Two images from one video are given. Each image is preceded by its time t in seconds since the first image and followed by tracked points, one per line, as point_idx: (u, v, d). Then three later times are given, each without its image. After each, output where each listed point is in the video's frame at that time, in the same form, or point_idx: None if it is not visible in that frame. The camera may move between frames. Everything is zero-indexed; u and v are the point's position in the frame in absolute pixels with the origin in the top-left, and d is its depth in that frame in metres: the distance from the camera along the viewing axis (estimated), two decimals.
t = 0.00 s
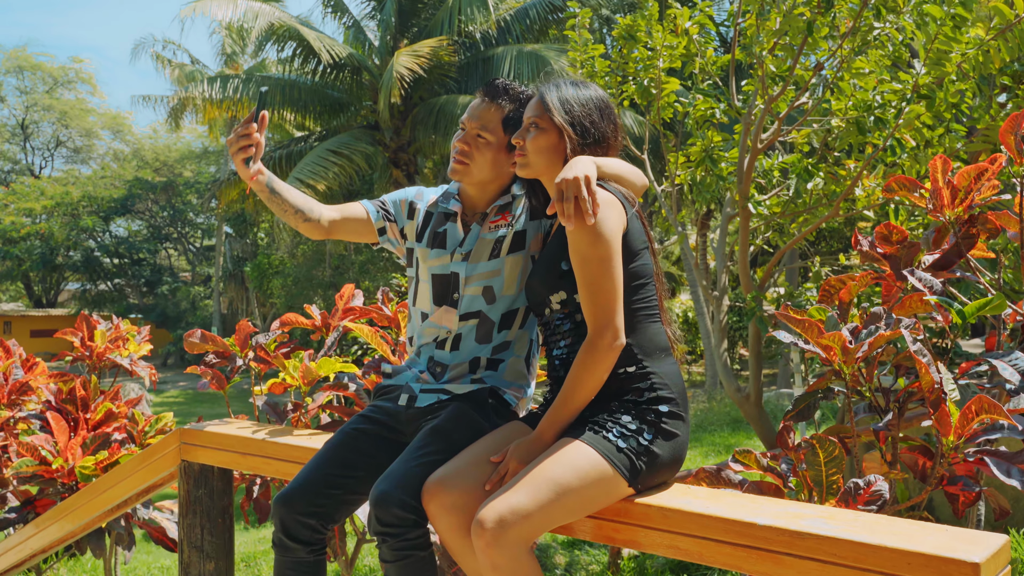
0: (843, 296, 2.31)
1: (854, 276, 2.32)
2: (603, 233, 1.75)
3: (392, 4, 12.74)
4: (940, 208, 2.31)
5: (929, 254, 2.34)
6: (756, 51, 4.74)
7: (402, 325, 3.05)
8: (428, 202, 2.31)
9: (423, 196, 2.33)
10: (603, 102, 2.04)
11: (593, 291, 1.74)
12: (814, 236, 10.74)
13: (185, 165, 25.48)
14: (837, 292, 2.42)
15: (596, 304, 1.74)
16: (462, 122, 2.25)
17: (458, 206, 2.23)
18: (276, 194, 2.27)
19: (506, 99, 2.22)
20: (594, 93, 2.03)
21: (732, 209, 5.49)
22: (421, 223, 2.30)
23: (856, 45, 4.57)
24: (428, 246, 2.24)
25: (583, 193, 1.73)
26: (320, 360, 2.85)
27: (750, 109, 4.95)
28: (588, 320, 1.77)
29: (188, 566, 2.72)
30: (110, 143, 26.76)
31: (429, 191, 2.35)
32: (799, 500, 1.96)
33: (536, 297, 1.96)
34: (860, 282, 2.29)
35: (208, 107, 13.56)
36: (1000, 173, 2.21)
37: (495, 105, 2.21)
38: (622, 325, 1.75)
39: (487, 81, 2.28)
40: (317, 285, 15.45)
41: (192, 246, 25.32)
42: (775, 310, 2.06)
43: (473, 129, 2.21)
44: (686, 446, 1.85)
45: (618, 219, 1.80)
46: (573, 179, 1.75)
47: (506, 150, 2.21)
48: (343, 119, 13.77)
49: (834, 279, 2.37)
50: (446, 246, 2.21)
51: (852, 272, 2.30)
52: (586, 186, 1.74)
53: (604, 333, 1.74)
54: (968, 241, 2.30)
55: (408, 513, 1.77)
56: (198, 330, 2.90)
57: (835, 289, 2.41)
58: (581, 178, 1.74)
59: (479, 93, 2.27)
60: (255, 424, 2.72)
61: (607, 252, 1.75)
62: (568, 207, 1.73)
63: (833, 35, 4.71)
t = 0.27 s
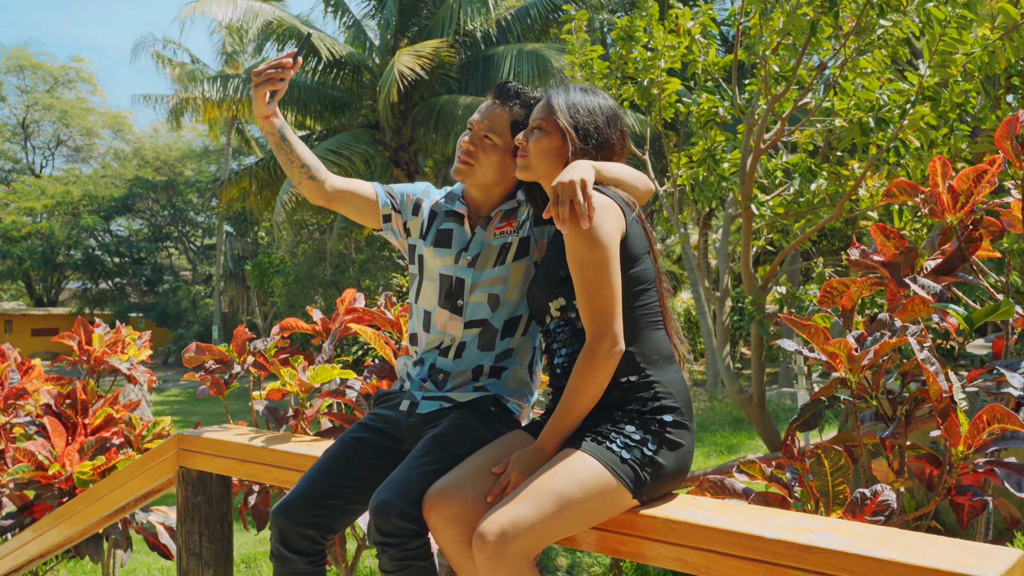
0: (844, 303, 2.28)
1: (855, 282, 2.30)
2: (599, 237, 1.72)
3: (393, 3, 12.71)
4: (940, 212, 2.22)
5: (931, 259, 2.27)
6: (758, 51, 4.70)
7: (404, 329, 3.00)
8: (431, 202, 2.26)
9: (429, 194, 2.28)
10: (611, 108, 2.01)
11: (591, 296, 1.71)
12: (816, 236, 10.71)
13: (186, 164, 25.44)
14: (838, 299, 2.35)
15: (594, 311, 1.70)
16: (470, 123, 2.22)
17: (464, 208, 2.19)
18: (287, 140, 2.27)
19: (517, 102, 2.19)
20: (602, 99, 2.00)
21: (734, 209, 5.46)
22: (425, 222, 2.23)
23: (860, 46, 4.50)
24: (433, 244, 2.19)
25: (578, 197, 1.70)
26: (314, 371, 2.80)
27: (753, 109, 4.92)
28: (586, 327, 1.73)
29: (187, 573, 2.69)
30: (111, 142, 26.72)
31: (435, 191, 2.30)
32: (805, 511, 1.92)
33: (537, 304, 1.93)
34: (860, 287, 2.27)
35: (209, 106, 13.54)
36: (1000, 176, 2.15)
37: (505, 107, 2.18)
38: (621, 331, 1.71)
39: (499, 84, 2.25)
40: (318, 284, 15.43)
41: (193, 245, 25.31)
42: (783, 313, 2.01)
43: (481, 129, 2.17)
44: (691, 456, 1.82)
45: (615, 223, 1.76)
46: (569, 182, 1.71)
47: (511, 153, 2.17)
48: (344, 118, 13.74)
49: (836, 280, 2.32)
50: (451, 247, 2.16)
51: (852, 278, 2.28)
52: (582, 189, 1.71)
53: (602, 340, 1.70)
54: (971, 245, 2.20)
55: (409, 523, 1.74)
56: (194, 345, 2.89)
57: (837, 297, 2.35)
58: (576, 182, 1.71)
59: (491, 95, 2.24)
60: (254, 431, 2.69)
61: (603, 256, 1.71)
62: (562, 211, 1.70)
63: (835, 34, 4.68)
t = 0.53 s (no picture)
0: (851, 308, 2.22)
1: (862, 283, 2.21)
2: (603, 242, 1.68)
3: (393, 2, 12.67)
4: (950, 216, 2.18)
5: (941, 263, 2.23)
6: (760, 51, 4.67)
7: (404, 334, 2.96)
8: (433, 202, 2.23)
9: (432, 193, 2.24)
10: (616, 114, 1.98)
11: (595, 303, 1.67)
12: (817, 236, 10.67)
13: (186, 164, 25.32)
14: (842, 298, 2.25)
15: (598, 318, 1.67)
16: (473, 124, 2.18)
17: (465, 210, 2.16)
18: (296, 115, 2.31)
19: (523, 104, 2.16)
20: (607, 105, 1.96)
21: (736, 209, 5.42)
22: (427, 223, 2.19)
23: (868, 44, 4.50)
24: (432, 245, 2.14)
25: (582, 201, 1.66)
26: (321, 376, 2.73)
27: (755, 109, 4.88)
28: (589, 334, 1.70)
29: None
30: (111, 141, 26.66)
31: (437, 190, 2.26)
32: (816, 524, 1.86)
33: (539, 311, 1.89)
34: (867, 290, 2.19)
35: (208, 106, 13.51)
36: (1009, 179, 2.09)
37: (511, 109, 2.15)
38: (625, 339, 1.67)
39: (505, 86, 2.22)
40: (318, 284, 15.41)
41: (193, 245, 25.26)
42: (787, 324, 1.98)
43: (485, 130, 2.14)
44: (697, 466, 1.78)
45: (619, 228, 1.72)
46: (572, 186, 1.68)
47: (513, 155, 2.13)
48: (344, 117, 13.70)
49: (845, 278, 2.22)
50: (450, 250, 2.12)
51: (860, 279, 2.20)
52: (585, 193, 1.67)
53: (606, 348, 1.66)
54: (980, 248, 2.15)
55: (408, 534, 1.69)
56: (197, 345, 2.83)
57: (842, 296, 2.25)
58: (580, 185, 1.67)
59: (497, 97, 2.20)
60: (254, 436, 2.65)
61: (607, 262, 1.67)
62: (565, 215, 1.66)
63: (839, 34, 4.64)
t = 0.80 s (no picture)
0: (864, 312, 2.21)
1: (877, 285, 2.20)
2: (608, 245, 1.64)
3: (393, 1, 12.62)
4: (965, 217, 2.14)
5: (955, 265, 2.17)
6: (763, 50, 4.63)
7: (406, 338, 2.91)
8: (434, 201, 2.18)
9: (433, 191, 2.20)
10: (621, 116, 1.94)
11: (599, 307, 1.63)
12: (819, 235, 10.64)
13: (186, 163, 25.28)
14: (855, 299, 2.23)
15: (603, 324, 1.63)
16: (477, 123, 2.14)
17: (464, 209, 2.11)
18: (300, 99, 2.25)
19: (528, 104, 2.12)
20: (611, 106, 1.93)
21: (738, 211, 5.38)
22: (428, 222, 2.15)
23: (872, 42, 4.45)
24: (434, 245, 2.10)
25: (587, 203, 1.62)
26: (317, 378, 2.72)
27: (757, 109, 4.85)
28: (593, 339, 1.65)
29: None
30: (111, 140, 26.60)
31: (438, 189, 2.22)
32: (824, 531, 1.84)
33: (542, 316, 1.85)
34: (883, 292, 2.18)
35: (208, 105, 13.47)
36: None
37: (516, 108, 2.11)
38: (631, 346, 1.63)
39: (510, 84, 2.18)
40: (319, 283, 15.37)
41: (193, 244, 25.23)
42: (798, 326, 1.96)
43: (488, 128, 2.10)
44: (703, 475, 1.74)
45: (624, 232, 1.68)
46: (577, 187, 1.64)
47: (517, 154, 2.09)
48: (344, 117, 13.65)
49: (858, 278, 2.19)
50: (451, 250, 2.07)
51: (875, 279, 2.18)
52: (590, 195, 1.63)
53: (610, 354, 1.62)
54: (997, 252, 2.11)
55: (409, 545, 1.64)
56: (191, 350, 2.80)
57: (855, 296, 2.23)
58: (585, 187, 1.63)
59: (502, 95, 2.16)
60: (250, 442, 2.60)
61: (612, 266, 1.63)
62: (570, 217, 1.62)
63: (841, 33, 4.60)
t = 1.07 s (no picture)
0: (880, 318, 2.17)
1: (884, 298, 2.18)
2: (614, 247, 1.59)
3: None
4: (980, 219, 2.10)
5: (969, 268, 2.12)
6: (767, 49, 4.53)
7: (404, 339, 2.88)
8: (435, 200, 2.13)
9: (434, 189, 2.15)
10: (627, 114, 1.89)
11: (605, 311, 1.58)
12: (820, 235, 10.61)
13: (186, 162, 25.24)
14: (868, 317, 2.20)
15: (610, 329, 1.58)
16: (479, 121, 2.10)
17: (465, 209, 2.06)
18: (299, 95, 2.21)
19: (531, 102, 2.07)
20: (617, 105, 1.87)
21: (740, 211, 5.33)
22: (429, 222, 2.10)
23: (875, 42, 4.39)
24: (435, 246, 2.05)
25: (592, 203, 1.57)
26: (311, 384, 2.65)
27: (759, 108, 4.80)
28: (598, 344, 1.60)
29: None
30: (111, 140, 26.53)
31: (439, 188, 2.17)
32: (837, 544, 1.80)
33: (546, 319, 1.80)
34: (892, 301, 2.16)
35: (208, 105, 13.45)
36: None
37: (519, 105, 2.06)
38: (638, 350, 1.59)
39: (513, 82, 2.14)
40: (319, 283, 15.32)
41: (193, 244, 25.15)
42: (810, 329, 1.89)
43: (490, 126, 2.05)
44: (711, 483, 1.69)
45: (631, 233, 1.63)
46: (582, 187, 1.59)
47: (520, 153, 2.04)
48: (344, 116, 13.60)
49: (867, 296, 2.18)
50: (452, 252, 2.02)
51: (881, 291, 2.17)
52: (596, 195, 1.58)
53: (616, 359, 1.57)
54: (1009, 253, 2.03)
55: (409, 556, 1.59)
56: (183, 348, 2.73)
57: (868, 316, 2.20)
58: (590, 187, 1.58)
59: (504, 93, 2.12)
60: (246, 447, 2.55)
61: (617, 268, 1.58)
62: (575, 218, 1.57)
63: (844, 33, 4.57)
